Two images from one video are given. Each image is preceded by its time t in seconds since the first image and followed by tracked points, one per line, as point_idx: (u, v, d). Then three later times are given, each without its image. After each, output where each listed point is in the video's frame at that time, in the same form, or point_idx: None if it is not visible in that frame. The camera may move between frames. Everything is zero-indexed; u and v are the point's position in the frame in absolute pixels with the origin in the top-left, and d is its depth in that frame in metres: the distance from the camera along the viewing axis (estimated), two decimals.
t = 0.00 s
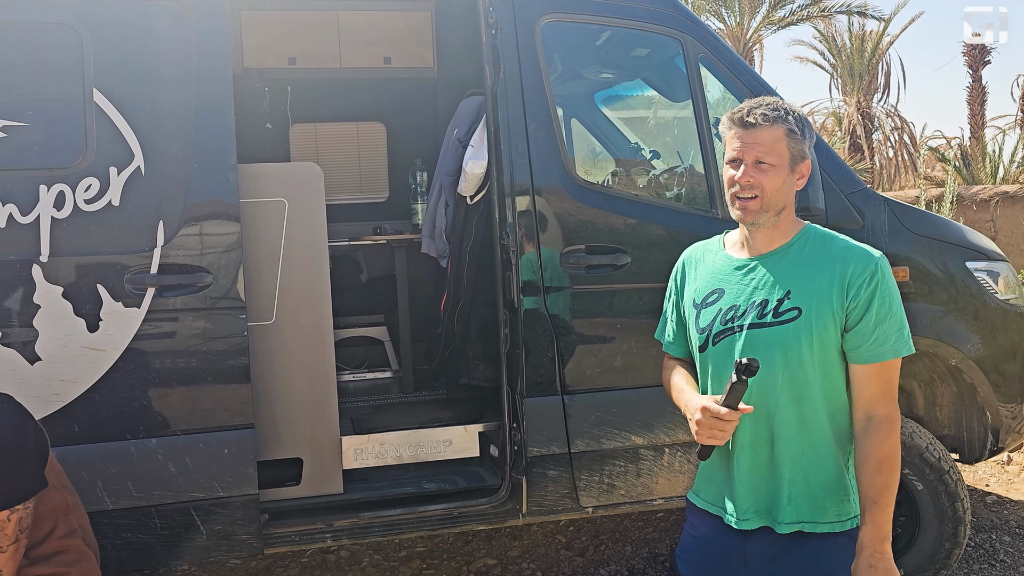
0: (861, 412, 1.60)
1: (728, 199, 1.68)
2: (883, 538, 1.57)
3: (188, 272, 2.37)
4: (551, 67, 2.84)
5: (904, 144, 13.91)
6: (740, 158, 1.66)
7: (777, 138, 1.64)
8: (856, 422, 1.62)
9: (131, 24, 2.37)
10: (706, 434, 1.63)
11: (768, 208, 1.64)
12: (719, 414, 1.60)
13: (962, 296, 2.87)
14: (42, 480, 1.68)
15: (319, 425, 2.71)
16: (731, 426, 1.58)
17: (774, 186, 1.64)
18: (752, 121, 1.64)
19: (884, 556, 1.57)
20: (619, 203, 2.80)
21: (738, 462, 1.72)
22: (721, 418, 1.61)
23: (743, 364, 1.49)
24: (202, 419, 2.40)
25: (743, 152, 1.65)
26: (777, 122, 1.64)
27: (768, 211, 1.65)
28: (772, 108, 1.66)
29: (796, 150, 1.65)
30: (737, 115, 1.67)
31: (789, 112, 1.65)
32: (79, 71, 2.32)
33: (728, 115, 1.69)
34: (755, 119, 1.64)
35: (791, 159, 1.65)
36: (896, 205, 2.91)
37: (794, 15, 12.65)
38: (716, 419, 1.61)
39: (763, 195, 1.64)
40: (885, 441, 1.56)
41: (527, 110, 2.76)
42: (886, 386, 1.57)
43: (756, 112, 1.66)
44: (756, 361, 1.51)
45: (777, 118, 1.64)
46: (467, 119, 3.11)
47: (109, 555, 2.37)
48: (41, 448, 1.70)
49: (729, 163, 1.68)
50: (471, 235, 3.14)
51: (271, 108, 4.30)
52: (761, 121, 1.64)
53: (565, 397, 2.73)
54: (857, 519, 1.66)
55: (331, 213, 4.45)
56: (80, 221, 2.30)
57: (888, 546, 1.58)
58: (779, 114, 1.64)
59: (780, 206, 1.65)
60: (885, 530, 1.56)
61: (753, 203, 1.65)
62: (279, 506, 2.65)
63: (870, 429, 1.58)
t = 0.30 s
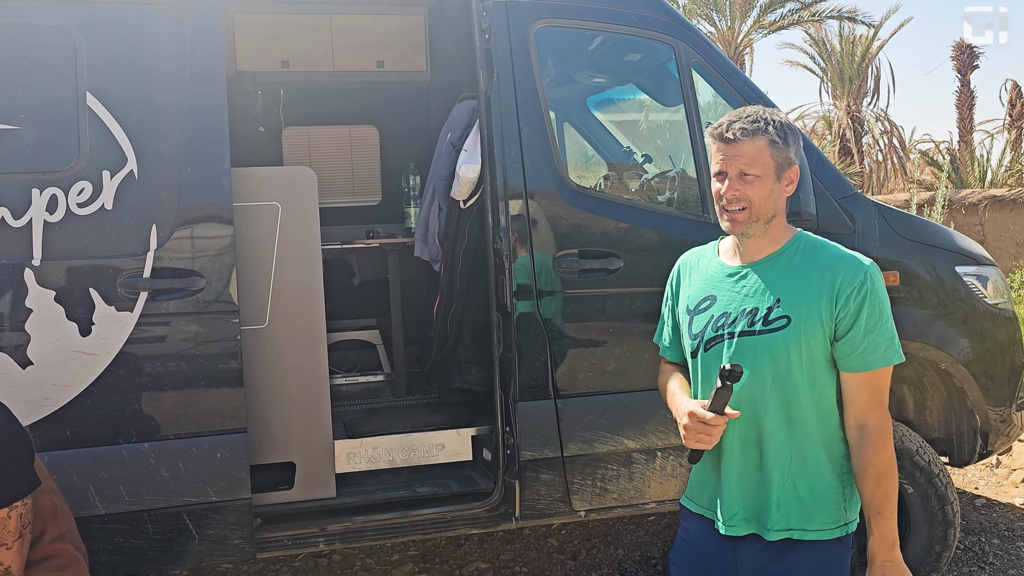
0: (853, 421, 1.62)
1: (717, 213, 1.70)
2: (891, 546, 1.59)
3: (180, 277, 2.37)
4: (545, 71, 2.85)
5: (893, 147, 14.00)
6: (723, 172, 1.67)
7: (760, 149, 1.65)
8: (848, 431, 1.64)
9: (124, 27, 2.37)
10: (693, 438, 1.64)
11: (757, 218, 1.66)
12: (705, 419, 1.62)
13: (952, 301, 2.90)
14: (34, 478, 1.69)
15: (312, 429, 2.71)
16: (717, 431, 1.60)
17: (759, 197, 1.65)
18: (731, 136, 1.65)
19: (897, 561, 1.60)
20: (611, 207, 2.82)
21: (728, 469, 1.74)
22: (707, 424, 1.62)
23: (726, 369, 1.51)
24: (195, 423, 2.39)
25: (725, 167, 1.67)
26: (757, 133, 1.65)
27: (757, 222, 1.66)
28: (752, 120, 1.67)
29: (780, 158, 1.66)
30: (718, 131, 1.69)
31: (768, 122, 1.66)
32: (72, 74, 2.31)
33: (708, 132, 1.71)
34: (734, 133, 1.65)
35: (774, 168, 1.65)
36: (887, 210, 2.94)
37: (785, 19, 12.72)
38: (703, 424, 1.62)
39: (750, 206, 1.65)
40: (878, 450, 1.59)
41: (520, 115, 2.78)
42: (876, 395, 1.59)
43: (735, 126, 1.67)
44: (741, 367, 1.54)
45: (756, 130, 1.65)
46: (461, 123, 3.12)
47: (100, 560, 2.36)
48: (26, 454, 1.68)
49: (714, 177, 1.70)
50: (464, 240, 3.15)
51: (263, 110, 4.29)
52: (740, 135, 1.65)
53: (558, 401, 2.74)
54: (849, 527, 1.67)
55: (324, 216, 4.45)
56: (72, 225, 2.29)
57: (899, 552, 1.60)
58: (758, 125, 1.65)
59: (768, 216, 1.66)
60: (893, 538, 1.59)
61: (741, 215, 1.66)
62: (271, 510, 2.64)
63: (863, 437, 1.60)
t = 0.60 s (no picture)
0: (846, 419, 1.63)
1: (714, 212, 1.71)
2: (875, 543, 1.60)
3: (178, 279, 2.37)
4: (542, 73, 2.86)
5: (886, 149, 14.07)
6: (722, 171, 1.69)
7: (758, 149, 1.66)
8: (842, 430, 1.65)
9: (122, 28, 2.37)
10: (690, 438, 1.65)
11: (754, 218, 1.67)
12: (702, 419, 1.62)
13: (946, 302, 2.92)
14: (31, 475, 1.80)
15: (309, 431, 2.71)
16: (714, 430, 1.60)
17: (757, 196, 1.66)
18: (731, 135, 1.67)
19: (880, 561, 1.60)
20: (608, 209, 2.83)
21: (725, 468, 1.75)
22: (703, 423, 1.63)
23: (723, 369, 1.52)
24: (192, 426, 2.40)
25: (724, 165, 1.68)
26: (756, 133, 1.67)
27: (754, 221, 1.67)
28: (751, 120, 1.69)
29: (777, 159, 1.68)
30: (717, 130, 1.70)
31: (767, 123, 1.68)
32: (70, 76, 2.31)
33: (707, 131, 1.72)
34: (734, 133, 1.67)
35: (772, 168, 1.67)
36: (882, 213, 2.96)
37: (778, 21, 12.77)
38: (699, 424, 1.63)
39: (747, 206, 1.67)
40: (870, 448, 1.60)
41: (517, 117, 2.79)
42: (869, 394, 1.60)
43: (734, 126, 1.69)
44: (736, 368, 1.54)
45: (756, 130, 1.67)
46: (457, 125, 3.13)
47: (97, 562, 2.36)
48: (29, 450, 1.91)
49: (712, 176, 1.71)
50: (461, 242, 3.16)
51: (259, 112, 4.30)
52: (740, 134, 1.67)
53: (554, 402, 2.75)
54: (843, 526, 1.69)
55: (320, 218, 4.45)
56: (70, 227, 2.29)
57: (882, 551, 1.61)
58: (757, 126, 1.67)
59: (764, 216, 1.68)
60: (878, 536, 1.60)
61: (739, 214, 1.67)
62: (268, 512, 2.64)
63: (856, 436, 1.61)
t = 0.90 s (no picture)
0: (844, 415, 1.63)
1: (711, 209, 1.71)
2: (867, 539, 1.60)
3: (176, 278, 2.36)
4: (540, 72, 2.87)
5: (881, 149, 14.11)
6: (718, 168, 1.69)
7: (754, 146, 1.67)
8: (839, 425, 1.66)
9: (118, 27, 2.37)
10: (691, 432, 1.65)
11: (751, 214, 1.67)
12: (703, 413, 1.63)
13: (942, 301, 2.93)
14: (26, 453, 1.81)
15: (306, 430, 2.70)
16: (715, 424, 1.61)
17: (754, 192, 1.67)
18: (727, 131, 1.68)
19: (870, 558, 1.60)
20: (605, 208, 2.83)
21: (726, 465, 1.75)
22: (704, 418, 1.63)
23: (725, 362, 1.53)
24: (190, 425, 2.39)
25: (721, 162, 1.69)
26: (752, 130, 1.67)
27: (751, 217, 1.68)
28: (746, 117, 1.69)
29: (773, 156, 1.68)
30: (712, 128, 1.71)
31: (762, 120, 1.68)
32: (67, 75, 2.30)
33: (703, 128, 1.73)
34: (729, 130, 1.67)
35: (768, 164, 1.67)
36: (879, 211, 2.97)
37: (774, 21, 12.78)
38: (700, 418, 1.63)
39: (744, 202, 1.67)
40: (866, 444, 1.60)
41: (515, 115, 2.79)
42: (866, 390, 1.60)
43: (730, 123, 1.69)
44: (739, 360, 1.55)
45: (752, 127, 1.67)
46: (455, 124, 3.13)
47: (95, 562, 2.35)
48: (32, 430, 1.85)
49: (709, 173, 1.72)
50: (458, 241, 3.16)
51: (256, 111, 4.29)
52: (735, 131, 1.67)
53: (552, 401, 2.75)
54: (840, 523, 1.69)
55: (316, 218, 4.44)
56: (67, 226, 2.28)
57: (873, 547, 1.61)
58: (753, 123, 1.68)
59: (762, 212, 1.68)
60: (870, 532, 1.60)
61: (736, 210, 1.68)
62: (266, 512, 2.64)
63: (853, 431, 1.62)
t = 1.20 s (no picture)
0: (847, 413, 1.63)
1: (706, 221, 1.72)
2: (879, 538, 1.60)
3: (174, 275, 2.35)
4: (539, 68, 2.86)
5: (879, 145, 14.10)
6: (702, 183, 1.69)
7: (733, 156, 1.64)
8: (841, 423, 1.65)
9: (116, 23, 2.36)
10: (695, 427, 1.65)
11: (744, 221, 1.66)
12: (706, 407, 1.62)
13: (942, 297, 2.92)
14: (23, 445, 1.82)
15: (306, 428, 2.70)
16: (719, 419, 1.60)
17: (742, 201, 1.65)
18: (702, 150, 1.66)
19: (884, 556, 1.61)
20: (605, 205, 2.83)
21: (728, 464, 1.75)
22: (707, 412, 1.63)
23: (728, 357, 1.53)
24: (190, 423, 2.39)
25: (703, 178, 1.68)
26: (727, 141, 1.64)
27: (745, 224, 1.67)
28: (721, 128, 1.66)
29: (757, 158, 1.64)
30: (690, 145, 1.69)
31: (737, 127, 1.64)
32: (64, 72, 2.29)
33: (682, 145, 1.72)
34: (704, 147, 1.65)
35: (751, 170, 1.64)
36: (878, 208, 2.97)
37: (772, 17, 12.76)
38: (704, 412, 1.62)
39: (734, 211, 1.66)
40: (870, 441, 1.60)
41: (515, 112, 2.78)
42: (868, 387, 1.60)
43: (704, 137, 1.67)
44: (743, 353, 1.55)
45: (726, 138, 1.64)
46: (455, 120, 3.12)
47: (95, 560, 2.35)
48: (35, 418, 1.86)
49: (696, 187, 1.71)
50: (457, 238, 3.16)
51: (253, 108, 4.27)
52: (710, 147, 1.65)
53: (553, 398, 2.75)
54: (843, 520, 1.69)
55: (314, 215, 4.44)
56: (65, 224, 2.27)
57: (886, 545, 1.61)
58: (727, 133, 1.64)
59: (754, 217, 1.67)
60: (882, 531, 1.60)
61: (728, 220, 1.67)
62: (266, 510, 2.63)
63: (856, 430, 1.61)
